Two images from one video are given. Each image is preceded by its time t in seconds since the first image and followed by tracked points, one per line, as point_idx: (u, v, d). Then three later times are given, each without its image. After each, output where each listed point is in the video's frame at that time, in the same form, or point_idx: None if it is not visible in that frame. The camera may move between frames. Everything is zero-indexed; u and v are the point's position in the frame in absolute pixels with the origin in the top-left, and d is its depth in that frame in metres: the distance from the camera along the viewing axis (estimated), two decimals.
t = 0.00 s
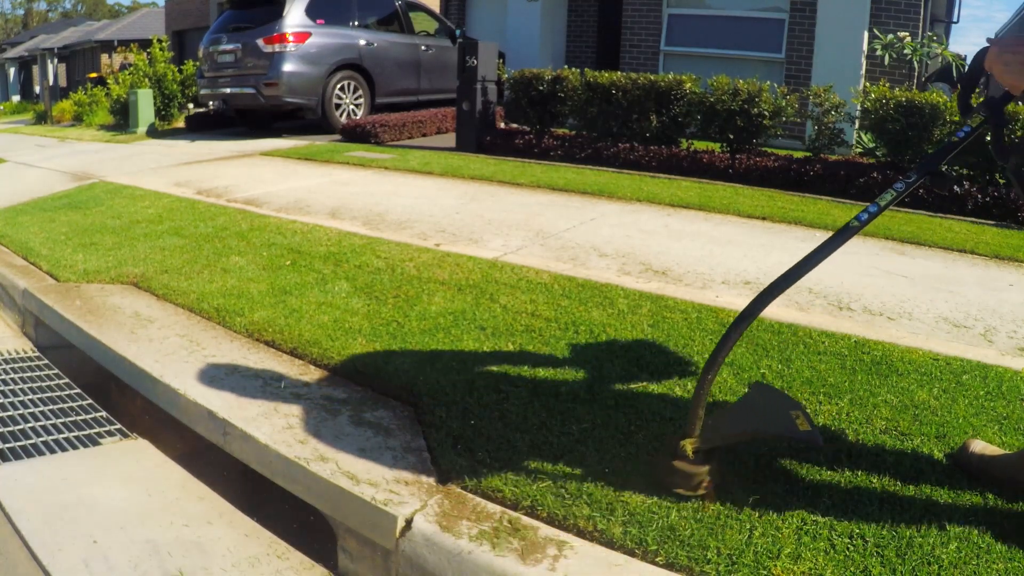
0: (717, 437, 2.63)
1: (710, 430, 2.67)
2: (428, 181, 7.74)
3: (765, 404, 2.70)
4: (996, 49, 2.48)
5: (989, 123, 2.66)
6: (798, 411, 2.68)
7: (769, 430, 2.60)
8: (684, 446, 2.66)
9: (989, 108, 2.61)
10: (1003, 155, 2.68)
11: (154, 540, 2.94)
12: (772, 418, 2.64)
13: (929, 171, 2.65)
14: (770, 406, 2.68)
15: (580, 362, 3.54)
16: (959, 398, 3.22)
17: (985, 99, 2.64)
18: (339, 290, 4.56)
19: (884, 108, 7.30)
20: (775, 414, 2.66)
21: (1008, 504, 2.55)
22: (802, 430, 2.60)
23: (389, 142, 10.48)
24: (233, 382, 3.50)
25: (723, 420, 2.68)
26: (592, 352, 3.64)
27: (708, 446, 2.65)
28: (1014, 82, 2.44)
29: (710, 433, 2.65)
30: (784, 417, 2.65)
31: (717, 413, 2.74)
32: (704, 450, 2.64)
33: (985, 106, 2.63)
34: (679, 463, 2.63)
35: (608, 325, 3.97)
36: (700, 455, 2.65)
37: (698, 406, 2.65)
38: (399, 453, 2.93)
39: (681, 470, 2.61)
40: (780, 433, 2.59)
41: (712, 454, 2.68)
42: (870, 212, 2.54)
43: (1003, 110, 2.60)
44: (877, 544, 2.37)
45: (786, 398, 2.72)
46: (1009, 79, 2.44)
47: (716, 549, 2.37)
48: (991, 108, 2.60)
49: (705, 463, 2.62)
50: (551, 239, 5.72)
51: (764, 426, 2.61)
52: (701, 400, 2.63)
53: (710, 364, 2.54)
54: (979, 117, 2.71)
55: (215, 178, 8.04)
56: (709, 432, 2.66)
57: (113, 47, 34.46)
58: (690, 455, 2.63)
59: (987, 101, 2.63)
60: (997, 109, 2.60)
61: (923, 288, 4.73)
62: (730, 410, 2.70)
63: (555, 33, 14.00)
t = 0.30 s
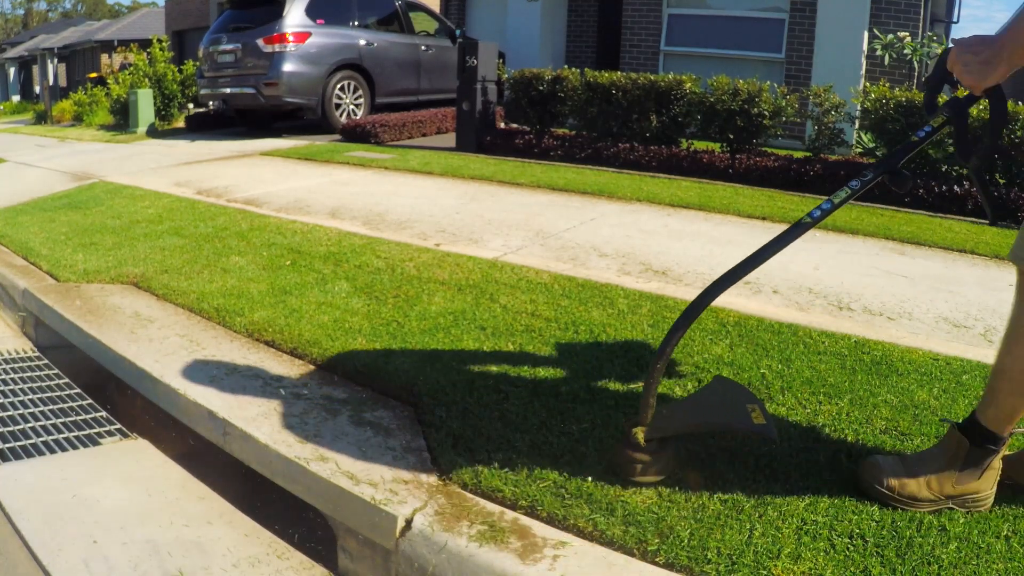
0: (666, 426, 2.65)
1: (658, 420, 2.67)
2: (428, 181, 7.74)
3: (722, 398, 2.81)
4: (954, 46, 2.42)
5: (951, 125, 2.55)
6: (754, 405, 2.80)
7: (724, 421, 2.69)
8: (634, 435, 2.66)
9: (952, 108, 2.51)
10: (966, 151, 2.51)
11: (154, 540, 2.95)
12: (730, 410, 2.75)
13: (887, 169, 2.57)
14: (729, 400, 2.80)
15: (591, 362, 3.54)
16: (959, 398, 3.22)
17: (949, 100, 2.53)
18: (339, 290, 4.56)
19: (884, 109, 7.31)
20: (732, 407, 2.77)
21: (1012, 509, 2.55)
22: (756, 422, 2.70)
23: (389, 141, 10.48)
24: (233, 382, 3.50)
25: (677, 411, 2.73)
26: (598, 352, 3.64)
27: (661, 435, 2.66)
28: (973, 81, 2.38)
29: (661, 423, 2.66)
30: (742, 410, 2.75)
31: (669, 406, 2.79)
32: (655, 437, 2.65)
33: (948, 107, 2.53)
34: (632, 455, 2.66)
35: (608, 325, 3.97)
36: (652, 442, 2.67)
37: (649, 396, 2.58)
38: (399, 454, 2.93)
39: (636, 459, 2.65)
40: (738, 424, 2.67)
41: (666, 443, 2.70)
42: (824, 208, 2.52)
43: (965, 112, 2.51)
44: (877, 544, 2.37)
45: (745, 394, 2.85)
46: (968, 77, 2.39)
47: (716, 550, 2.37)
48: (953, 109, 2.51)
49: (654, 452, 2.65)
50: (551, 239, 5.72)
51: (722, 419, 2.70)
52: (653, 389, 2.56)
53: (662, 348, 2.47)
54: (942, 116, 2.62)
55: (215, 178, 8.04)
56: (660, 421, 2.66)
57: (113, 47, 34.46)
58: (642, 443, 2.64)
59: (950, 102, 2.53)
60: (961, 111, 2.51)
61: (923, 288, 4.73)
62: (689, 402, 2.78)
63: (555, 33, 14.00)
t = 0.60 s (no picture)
0: (619, 418, 2.68)
1: (611, 412, 2.72)
2: (427, 181, 7.74)
3: (678, 394, 2.83)
4: (911, 42, 2.39)
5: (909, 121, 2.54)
6: (709, 400, 2.81)
7: (678, 415, 2.70)
8: (588, 430, 2.72)
9: (907, 105, 2.49)
10: (920, 149, 2.51)
11: (154, 540, 2.95)
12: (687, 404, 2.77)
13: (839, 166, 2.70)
14: (685, 396, 2.81)
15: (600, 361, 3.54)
16: (959, 398, 3.22)
17: (907, 96, 2.52)
18: (339, 290, 4.56)
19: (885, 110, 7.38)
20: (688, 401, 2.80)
21: (1013, 508, 2.55)
22: (711, 416, 2.70)
23: (389, 141, 10.48)
24: (234, 382, 3.50)
25: (632, 405, 2.75)
26: (602, 352, 3.64)
27: (614, 426, 2.69)
28: (926, 78, 2.35)
29: (614, 414, 2.70)
30: (697, 406, 2.77)
31: (626, 398, 2.82)
32: (610, 429, 2.69)
33: (905, 104, 2.52)
34: (586, 449, 2.71)
35: (609, 325, 3.97)
36: (606, 434, 2.71)
37: (600, 389, 2.68)
38: (399, 454, 2.93)
39: (588, 451, 2.71)
40: (693, 419, 2.69)
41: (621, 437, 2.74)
42: (773, 205, 2.59)
43: (922, 109, 2.49)
44: (877, 544, 2.37)
45: (702, 391, 2.87)
46: (921, 75, 2.36)
47: (716, 550, 2.37)
48: (909, 106, 2.49)
49: (609, 443, 2.70)
50: (551, 239, 5.72)
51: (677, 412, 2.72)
52: (603, 382, 2.67)
53: (613, 338, 2.59)
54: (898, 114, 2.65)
55: (216, 178, 8.04)
56: (613, 414, 2.70)
57: (113, 47, 34.47)
58: (596, 437, 2.70)
59: (907, 99, 2.51)
60: (917, 108, 2.49)
61: (923, 288, 4.74)
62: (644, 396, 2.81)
63: (555, 33, 14.01)
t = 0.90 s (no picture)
0: (596, 418, 2.73)
1: (589, 412, 2.76)
2: (428, 181, 7.74)
3: (660, 390, 2.77)
4: (872, 38, 2.47)
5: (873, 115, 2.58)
6: (688, 397, 2.73)
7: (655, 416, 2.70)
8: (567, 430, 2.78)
9: (872, 100, 2.54)
10: (885, 141, 2.51)
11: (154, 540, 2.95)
12: (664, 404, 2.72)
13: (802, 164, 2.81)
14: (666, 392, 2.76)
15: (605, 361, 3.54)
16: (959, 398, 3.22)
17: (872, 91, 2.57)
18: (339, 290, 4.56)
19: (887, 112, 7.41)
20: (666, 400, 2.73)
21: (1015, 508, 2.53)
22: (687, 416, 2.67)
23: (389, 141, 10.48)
24: (233, 383, 3.50)
25: (615, 405, 2.76)
26: (606, 352, 3.63)
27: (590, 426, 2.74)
28: (884, 70, 2.42)
29: (590, 414, 2.75)
30: (673, 404, 2.72)
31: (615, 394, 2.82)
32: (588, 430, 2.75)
33: (870, 98, 2.57)
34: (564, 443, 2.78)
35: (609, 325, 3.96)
36: (585, 433, 2.77)
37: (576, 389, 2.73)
38: (398, 454, 2.93)
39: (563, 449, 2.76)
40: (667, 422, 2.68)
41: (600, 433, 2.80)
42: (739, 203, 2.65)
43: (886, 104, 2.54)
44: (877, 544, 2.37)
45: (681, 387, 2.78)
46: (880, 67, 2.44)
47: (716, 550, 2.37)
48: (873, 101, 2.54)
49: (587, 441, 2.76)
50: (551, 239, 5.72)
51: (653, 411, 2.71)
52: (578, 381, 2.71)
53: (583, 337, 2.63)
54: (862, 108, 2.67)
55: (216, 178, 8.04)
56: (590, 414, 2.75)
57: (113, 47, 34.46)
58: (574, 437, 2.76)
59: (871, 94, 2.57)
60: (880, 102, 2.54)
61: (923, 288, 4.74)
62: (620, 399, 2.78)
63: (555, 33, 14.01)
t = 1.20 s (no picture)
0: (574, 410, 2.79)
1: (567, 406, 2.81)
2: (427, 181, 7.74)
3: (631, 385, 2.92)
4: (835, 32, 2.57)
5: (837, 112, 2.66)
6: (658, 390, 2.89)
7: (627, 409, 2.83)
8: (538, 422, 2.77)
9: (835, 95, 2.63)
10: (848, 135, 2.60)
11: (154, 540, 2.94)
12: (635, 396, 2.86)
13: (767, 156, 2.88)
14: (636, 386, 2.91)
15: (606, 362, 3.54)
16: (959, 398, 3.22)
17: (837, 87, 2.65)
18: (339, 290, 4.56)
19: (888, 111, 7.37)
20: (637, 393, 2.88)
21: (1015, 508, 2.53)
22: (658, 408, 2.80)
23: (389, 141, 10.48)
24: (233, 383, 3.50)
25: (587, 400, 2.87)
26: (605, 353, 3.63)
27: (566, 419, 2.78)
28: (848, 63, 2.53)
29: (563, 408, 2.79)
30: (644, 396, 2.86)
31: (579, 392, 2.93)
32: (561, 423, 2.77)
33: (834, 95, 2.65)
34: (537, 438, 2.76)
35: (609, 325, 3.96)
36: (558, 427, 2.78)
37: (548, 381, 2.79)
38: (398, 454, 2.93)
39: (541, 445, 2.74)
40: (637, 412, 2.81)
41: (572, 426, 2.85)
42: (707, 195, 2.73)
43: (848, 98, 2.63)
44: (877, 545, 2.37)
45: (649, 380, 2.94)
46: (843, 61, 2.54)
47: (716, 550, 2.37)
48: (835, 96, 2.63)
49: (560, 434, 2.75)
50: (551, 239, 5.72)
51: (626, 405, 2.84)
52: (551, 373, 2.78)
53: (556, 328, 2.70)
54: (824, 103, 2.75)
55: (216, 178, 8.04)
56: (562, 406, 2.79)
57: (113, 47, 34.47)
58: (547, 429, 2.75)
59: (833, 89, 2.67)
60: (843, 97, 2.62)
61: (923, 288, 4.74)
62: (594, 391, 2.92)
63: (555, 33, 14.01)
